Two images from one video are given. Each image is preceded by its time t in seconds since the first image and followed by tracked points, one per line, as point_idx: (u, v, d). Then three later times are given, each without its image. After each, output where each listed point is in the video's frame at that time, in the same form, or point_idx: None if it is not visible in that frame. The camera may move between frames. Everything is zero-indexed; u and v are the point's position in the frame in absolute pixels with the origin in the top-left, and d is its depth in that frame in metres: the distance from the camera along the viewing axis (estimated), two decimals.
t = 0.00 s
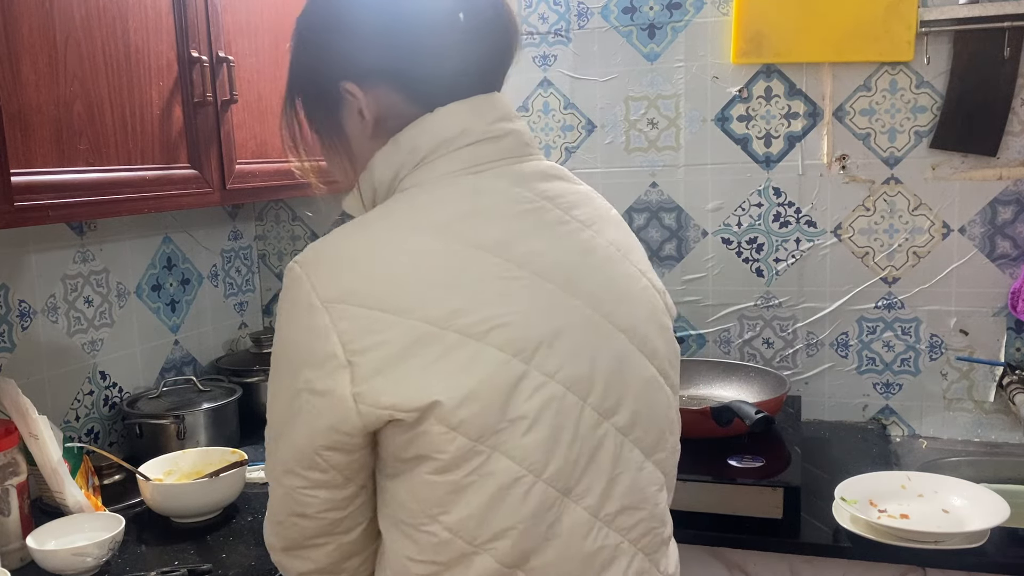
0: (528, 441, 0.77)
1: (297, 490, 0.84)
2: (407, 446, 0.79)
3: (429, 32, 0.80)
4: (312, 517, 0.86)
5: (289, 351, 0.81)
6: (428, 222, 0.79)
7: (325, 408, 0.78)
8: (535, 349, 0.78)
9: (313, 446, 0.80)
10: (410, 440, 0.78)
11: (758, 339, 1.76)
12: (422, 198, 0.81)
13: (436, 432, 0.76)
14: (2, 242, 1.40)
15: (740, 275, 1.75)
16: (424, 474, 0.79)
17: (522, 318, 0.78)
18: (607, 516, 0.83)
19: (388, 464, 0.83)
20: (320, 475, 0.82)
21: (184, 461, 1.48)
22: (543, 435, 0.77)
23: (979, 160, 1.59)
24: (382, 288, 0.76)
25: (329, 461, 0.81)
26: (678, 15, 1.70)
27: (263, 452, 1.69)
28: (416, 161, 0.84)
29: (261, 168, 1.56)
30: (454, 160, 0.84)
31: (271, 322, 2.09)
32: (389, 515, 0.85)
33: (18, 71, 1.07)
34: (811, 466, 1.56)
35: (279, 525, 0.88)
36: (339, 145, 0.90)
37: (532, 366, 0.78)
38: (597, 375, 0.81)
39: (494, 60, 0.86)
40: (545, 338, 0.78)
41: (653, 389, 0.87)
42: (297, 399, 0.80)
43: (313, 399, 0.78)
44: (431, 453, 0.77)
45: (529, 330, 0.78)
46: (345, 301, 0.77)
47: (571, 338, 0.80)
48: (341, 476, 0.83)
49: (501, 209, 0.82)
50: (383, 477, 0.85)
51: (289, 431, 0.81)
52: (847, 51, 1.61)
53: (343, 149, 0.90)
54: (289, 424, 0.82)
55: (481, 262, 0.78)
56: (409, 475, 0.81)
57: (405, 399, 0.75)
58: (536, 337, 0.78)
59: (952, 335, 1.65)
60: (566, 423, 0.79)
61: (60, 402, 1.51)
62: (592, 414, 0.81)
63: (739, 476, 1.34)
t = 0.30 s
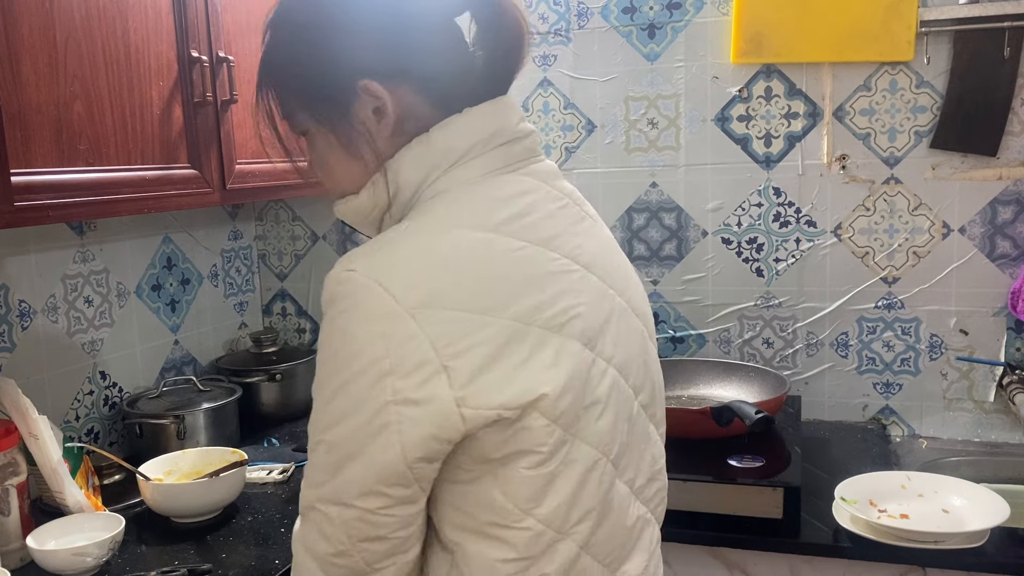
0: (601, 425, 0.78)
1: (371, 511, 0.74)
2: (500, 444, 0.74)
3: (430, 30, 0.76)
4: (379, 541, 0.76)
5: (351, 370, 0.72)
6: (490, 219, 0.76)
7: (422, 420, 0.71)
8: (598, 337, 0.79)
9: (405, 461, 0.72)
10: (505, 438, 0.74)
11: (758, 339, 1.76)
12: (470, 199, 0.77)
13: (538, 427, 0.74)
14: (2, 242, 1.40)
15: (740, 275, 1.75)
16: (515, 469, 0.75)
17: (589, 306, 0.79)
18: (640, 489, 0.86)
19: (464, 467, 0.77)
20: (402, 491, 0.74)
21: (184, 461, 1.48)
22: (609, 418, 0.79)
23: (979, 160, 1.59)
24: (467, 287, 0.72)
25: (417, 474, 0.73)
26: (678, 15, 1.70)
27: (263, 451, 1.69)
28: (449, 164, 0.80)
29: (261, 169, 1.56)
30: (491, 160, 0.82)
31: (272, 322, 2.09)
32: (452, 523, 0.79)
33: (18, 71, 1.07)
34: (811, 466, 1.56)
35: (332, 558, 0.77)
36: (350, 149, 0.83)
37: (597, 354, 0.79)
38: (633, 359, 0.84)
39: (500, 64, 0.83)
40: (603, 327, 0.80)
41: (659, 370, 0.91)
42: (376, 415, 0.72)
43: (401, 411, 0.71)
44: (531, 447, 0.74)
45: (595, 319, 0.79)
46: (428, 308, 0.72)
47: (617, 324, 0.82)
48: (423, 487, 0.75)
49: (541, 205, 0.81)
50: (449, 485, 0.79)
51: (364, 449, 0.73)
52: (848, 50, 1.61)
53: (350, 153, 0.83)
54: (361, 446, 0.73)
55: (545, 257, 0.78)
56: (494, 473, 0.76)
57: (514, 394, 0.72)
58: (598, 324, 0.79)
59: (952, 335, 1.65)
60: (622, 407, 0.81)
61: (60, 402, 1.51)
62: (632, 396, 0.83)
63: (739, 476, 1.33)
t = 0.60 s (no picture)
0: (634, 394, 0.88)
1: (460, 480, 0.76)
2: (573, 412, 0.81)
3: (429, 31, 0.79)
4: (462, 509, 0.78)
5: (441, 344, 0.75)
6: (549, 209, 0.84)
7: (516, 390, 0.76)
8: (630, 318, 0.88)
9: (498, 428, 0.76)
10: (578, 405, 0.81)
11: (758, 339, 1.76)
12: (529, 190, 0.84)
13: (607, 393, 0.83)
14: (2, 242, 1.40)
15: (740, 275, 1.75)
16: (583, 434, 0.82)
17: (624, 290, 0.88)
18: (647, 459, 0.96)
19: (534, 435, 0.82)
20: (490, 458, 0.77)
21: (184, 461, 1.48)
22: (637, 389, 0.90)
23: (979, 160, 1.59)
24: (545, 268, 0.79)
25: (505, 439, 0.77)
26: (678, 15, 1.70)
27: (263, 451, 1.69)
28: (500, 154, 0.85)
29: (261, 169, 1.56)
30: (536, 154, 0.88)
31: (272, 322, 2.09)
32: (518, 489, 0.84)
33: (18, 71, 1.07)
34: (811, 466, 1.56)
35: (409, 531, 0.78)
36: (397, 132, 0.83)
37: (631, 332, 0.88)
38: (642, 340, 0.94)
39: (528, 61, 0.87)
40: (631, 309, 0.89)
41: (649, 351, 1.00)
42: (469, 386, 0.75)
43: (495, 380, 0.75)
44: (598, 414, 0.82)
45: (628, 300, 0.89)
46: (516, 285, 0.77)
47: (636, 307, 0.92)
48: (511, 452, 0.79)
49: (578, 199, 0.89)
50: (515, 456, 0.83)
51: (455, 418, 0.75)
52: (847, 50, 1.61)
53: (395, 138, 0.83)
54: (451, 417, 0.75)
55: (591, 244, 0.86)
56: (562, 440, 0.82)
57: (591, 362, 0.80)
58: (629, 305, 0.89)
59: (952, 335, 1.65)
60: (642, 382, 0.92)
61: (60, 402, 1.51)
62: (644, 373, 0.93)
63: (739, 476, 1.32)
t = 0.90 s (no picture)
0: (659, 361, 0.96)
1: (548, 426, 0.78)
2: (627, 363, 0.88)
3: (427, 29, 0.85)
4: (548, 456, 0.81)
5: (520, 301, 0.78)
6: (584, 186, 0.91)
7: (592, 336, 0.80)
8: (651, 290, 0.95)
9: (578, 372, 0.79)
10: (630, 357, 0.88)
11: (758, 340, 1.76)
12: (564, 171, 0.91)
13: (645, 348, 0.89)
14: (2, 242, 1.40)
15: (740, 275, 1.75)
16: (635, 384, 0.90)
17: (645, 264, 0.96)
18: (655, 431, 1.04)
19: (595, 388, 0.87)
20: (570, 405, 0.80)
21: (184, 461, 1.48)
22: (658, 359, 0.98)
23: (979, 160, 1.59)
24: (599, 230, 0.85)
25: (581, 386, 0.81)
26: (679, 15, 1.70)
27: (263, 451, 1.69)
28: (532, 141, 0.92)
29: (261, 169, 1.56)
30: (558, 146, 0.95)
31: (271, 322, 2.09)
32: (585, 442, 0.88)
33: (18, 71, 1.07)
34: (811, 466, 1.56)
35: (499, 480, 0.78)
36: (432, 120, 0.88)
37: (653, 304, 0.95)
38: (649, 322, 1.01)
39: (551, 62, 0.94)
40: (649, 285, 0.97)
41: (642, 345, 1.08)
42: (551, 336, 0.78)
43: (574, 330, 0.79)
44: (644, 363, 0.90)
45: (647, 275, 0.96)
46: (581, 244, 0.82)
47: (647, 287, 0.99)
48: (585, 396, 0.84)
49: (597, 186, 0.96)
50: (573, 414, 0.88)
51: (539, 367, 0.77)
52: (848, 50, 1.61)
53: (429, 126, 0.89)
54: (537, 366, 0.77)
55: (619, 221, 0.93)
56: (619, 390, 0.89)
57: (645, 314, 0.86)
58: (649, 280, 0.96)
59: (952, 335, 1.65)
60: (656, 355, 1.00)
61: (60, 402, 1.51)
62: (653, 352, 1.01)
63: (739, 476, 1.32)
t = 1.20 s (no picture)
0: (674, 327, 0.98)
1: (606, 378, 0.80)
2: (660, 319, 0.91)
3: (428, 28, 0.86)
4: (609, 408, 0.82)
5: (562, 268, 0.80)
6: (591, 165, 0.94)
7: (634, 293, 0.82)
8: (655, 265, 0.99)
9: (627, 325, 0.81)
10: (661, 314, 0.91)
11: (758, 340, 1.76)
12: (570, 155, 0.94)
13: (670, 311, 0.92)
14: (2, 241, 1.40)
15: (740, 275, 1.75)
16: (668, 339, 0.93)
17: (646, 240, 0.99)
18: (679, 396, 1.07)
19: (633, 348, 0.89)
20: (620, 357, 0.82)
21: (184, 461, 1.48)
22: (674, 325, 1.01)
23: (979, 160, 1.59)
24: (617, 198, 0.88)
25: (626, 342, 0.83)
26: (679, 15, 1.70)
27: (263, 451, 1.69)
28: (532, 135, 0.93)
29: (261, 169, 1.56)
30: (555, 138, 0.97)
31: (272, 322, 2.09)
32: (631, 398, 0.90)
33: (18, 71, 1.07)
34: (811, 466, 1.56)
35: (571, 436, 0.78)
36: (453, 112, 0.89)
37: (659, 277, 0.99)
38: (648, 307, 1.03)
39: (549, 60, 0.96)
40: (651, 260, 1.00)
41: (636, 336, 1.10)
42: (597, 295, 0.80)
43: (617, 287, 0.81)
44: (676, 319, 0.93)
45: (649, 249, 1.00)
46: (608, 210, 0.85)
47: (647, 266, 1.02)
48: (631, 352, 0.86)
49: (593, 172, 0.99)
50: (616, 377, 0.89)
51: (591, 325, 0.79)
52: (848, 50, 1.61)
53: (446, 120, 0.89)
54: (591, 322, 0.79)
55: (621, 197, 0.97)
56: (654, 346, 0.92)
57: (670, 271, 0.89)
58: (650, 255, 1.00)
59: (952, 335, 1.65)
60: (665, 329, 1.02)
61: (60, 402, 1.51)
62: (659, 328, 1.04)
63: (739, 476, 1.32)
